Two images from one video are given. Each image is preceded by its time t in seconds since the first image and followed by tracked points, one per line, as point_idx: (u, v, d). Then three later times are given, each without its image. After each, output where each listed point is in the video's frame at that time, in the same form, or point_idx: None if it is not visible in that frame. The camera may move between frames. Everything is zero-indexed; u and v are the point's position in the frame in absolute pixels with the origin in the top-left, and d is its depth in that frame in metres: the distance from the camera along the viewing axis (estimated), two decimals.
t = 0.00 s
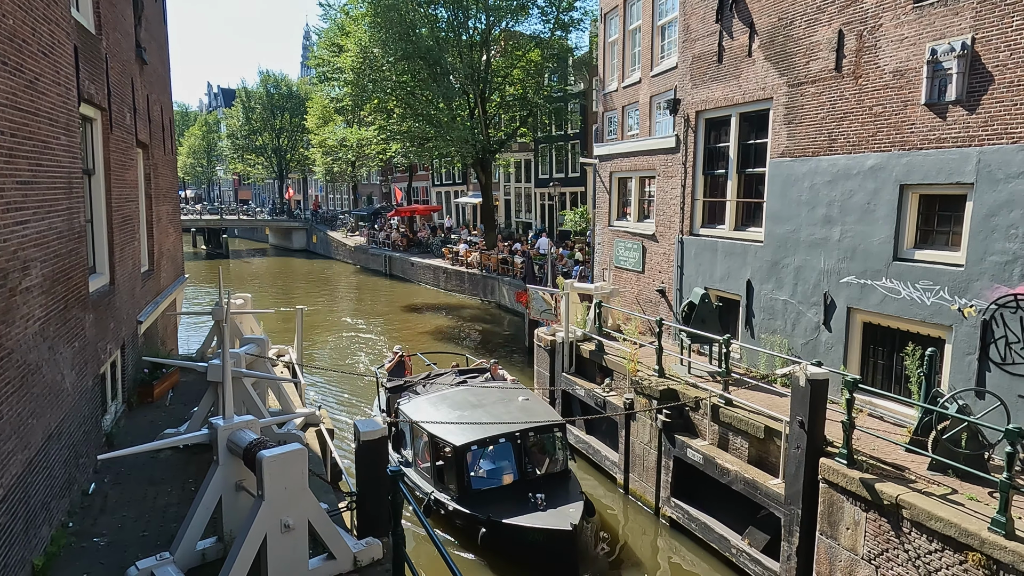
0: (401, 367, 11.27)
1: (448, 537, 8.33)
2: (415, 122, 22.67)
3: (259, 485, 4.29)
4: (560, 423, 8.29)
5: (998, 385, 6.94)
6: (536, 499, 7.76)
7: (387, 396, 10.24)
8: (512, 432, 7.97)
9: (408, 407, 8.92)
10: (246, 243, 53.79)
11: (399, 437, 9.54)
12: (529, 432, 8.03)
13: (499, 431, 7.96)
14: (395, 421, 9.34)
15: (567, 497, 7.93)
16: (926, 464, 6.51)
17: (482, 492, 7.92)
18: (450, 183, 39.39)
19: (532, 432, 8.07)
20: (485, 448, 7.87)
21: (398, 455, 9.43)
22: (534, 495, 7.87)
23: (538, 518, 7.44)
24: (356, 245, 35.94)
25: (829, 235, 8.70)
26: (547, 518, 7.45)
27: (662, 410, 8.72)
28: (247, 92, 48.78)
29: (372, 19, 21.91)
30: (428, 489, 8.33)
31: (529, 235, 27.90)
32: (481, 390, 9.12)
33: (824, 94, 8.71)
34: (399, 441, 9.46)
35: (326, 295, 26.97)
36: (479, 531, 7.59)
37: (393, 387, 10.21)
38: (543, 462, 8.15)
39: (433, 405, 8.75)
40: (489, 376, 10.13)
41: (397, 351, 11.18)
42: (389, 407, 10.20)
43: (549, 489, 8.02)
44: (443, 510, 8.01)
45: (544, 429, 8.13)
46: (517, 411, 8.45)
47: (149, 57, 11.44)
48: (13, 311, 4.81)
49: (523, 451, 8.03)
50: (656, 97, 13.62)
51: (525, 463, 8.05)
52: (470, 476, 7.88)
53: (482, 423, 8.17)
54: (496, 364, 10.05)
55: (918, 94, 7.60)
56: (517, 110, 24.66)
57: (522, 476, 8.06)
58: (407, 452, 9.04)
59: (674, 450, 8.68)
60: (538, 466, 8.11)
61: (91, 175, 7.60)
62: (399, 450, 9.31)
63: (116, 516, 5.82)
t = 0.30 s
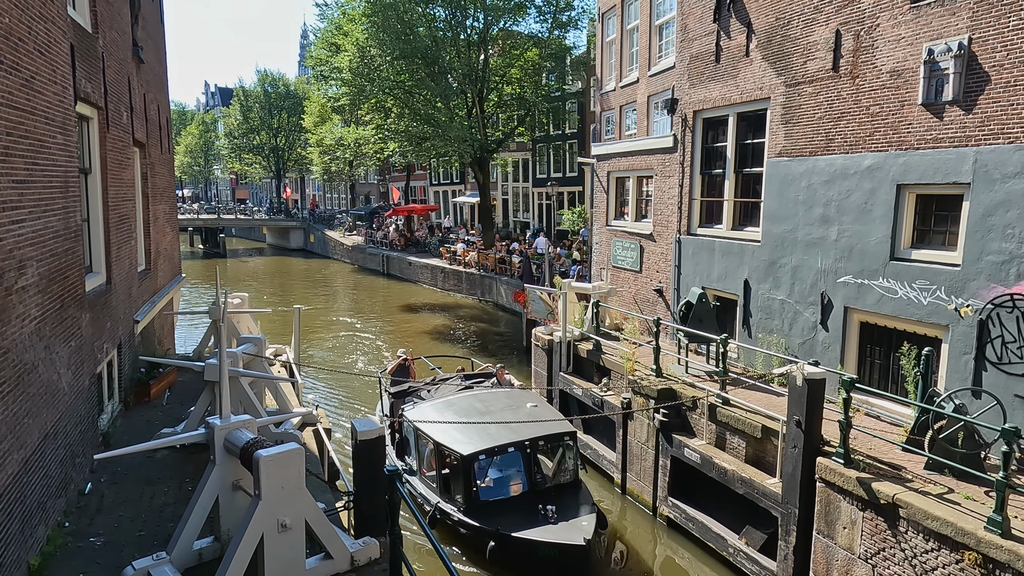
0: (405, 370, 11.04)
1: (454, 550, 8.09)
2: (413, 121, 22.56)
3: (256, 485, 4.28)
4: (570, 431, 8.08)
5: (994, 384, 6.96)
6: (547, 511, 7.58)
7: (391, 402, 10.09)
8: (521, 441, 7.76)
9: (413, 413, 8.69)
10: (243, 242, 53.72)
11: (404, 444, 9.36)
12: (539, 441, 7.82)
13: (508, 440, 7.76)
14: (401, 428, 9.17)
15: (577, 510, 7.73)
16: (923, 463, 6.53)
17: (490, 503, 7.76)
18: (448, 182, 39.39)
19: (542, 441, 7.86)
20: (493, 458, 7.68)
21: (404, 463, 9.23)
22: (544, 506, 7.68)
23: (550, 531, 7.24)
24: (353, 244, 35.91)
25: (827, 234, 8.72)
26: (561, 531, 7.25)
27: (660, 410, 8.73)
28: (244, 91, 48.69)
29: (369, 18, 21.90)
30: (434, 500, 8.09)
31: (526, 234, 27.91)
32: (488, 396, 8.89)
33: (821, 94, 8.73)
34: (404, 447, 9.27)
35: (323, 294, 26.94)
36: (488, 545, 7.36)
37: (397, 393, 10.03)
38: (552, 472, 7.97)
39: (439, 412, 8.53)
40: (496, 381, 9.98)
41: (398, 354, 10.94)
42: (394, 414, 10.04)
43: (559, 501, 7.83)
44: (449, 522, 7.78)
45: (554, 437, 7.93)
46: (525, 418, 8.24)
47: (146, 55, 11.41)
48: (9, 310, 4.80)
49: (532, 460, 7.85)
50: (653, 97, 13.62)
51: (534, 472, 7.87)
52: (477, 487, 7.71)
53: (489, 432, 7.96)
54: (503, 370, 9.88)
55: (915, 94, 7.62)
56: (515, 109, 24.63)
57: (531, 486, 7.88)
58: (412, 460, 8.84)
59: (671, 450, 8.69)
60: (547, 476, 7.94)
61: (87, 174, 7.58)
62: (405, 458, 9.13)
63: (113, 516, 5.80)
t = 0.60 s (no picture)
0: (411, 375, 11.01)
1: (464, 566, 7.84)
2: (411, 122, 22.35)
3: (254, 485, 4.27)
4: (585, 442, 7.81)
5: (992, 384, 6.97)
6: (561, 526, 7.29)
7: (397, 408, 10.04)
8: (534, 453, 7.49)
9: (420, 423, 8.51)
10: (241, 242, 53.66)
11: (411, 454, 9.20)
12: (552, 452, 7.54)
13: (520, 452, 7.49)
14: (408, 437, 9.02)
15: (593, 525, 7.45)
16: (920, 462, 6.54)
17: (502, 517, 7.48)
18: (446, 182, 39.41)
19: (555, 452, 7.58)
20: (505, 470, 7.43)
21: (410, 473, 9.06)
22: (558, 522, 7.39)
23: (564, 549, 6.96)
24: (351, 245, 35.89)
25: (824, 235, 8.73)
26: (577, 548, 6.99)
27: (658, 410, 8.74)
28: (242, 91, 48.65)
29: (367, 18, 21.91)
30: (444, 513, 7.91)
31: (525, 234, 27.93)
32: (497, 404, 8.72)
33: (819, 95, 8.74)
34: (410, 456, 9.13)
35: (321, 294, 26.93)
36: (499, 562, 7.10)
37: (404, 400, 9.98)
38: (566, 484, 7.66)
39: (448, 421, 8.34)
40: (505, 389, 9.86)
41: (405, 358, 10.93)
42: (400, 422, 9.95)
43: (573, 515, 7.53)
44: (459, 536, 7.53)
45: (567, 448, 7.66)
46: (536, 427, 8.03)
47: (143, 55, 11.39)
48: (6, 310, 4.78)
49: (545, 473, 7.55)
50: (651, 97, 13.63)
51: (547, 485, 7.58)
52: (487, 501, 7.45)
53: (500, 442, 7.71)
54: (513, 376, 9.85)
55: (913, 94, 7.63)
56: (513, 109, 24.62)
57: (544, 499, 7.57)
58: (420, 471, 8.69)
59: (669, 450, 8.70)
60: (560, 488, 7.63)
61: (85, 174, 7.56)
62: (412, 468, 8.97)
63: (110, 516, 5.80)
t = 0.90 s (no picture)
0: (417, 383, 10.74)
1: None
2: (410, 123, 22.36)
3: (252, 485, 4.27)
4: (598, 453, 7.56)
5: (990, 383, 6.99)
6: (575, 541, 7.04)
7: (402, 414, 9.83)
8: (547, 464, 7.23)
9: (427, 431, 8.28)
10: (240, 242, 53.64)
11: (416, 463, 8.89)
12: (565, 463, 7.30)
13: (532, 463, 7.22)
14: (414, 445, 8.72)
15: (606, 540, 7.17)
16: (918, 462, 6.55)
17: (514, 531, 7.20)
18: (444, 182, 39.42)
19: (569, 463, 7.34)
20: (516, 483, 7.15)
21: (416, 483, 8.74)
22: (572, 537, 7.13)
23: (580, 567, 6.71)
24: (350, 245, 35.86)
25: (823, 235, 8.73)
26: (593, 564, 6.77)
27: (656, 410, 8.74)
28: (240, 91, 48.57)
29: (366, 18, 21.89)
30: (452, 526, 7.61)
31: (524, 234, 27.94)
32: (507, 412, 8.54)
33: (817, 95, 8.75)
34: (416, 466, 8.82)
35: (320, 294, 26.92)
36: None
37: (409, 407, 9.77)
38: (579, 497, 7.43)
39: (456, 430, 8.09)
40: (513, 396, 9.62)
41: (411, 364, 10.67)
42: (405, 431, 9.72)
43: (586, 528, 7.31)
44: (468, 550, 7.27)
45: (580, 459, 7.41)
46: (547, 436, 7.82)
47: (142, 55, 11.38)
48: (4, 310, 4.78)
49: (558, 485, 7.31)
50: (650, 97, 13.63)
51: (560, 498, 7.33)
52: (498, 513, 7.18)
53: (510, 453, 7.43)
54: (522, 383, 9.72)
55: (910, 94, 7.64)
56: (512, 109, 24.63)
57: (556, 512, 7.32)
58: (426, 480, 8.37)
59: (668, 449, 8.71)
60: (573, 501, 7.39)
61: (83, 175, 7.55)
62: (418, 477, 8.66)
63: (109, 516, 5.79)
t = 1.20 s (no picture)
0: (424, 389, 10.32)
1: None
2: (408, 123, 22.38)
3: (251, 485, 4.27)
4: (616, 466, 7.19)
5: (988, 383, 7.01)
6: (592, 559, 6.58)
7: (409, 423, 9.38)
8: (562, 478, 6.84)
9: (436, 442, 7.86)
10: (238, 242, 53.61)
11: (424, 474, 8.50)
12: (581, 477, 6.91)
13: (547, 477, 6.84)
14: (421, 455, 8.35)
15: (625, 560, 6.72)
16: (916, 461, 6.56)
17: (527, 549, 6.76)
18: (443, 182, 39.43)
19: (585, 477, 6.96)
20: (530, 497, 6.75)
21: (424, 494, 8.34)
22: (590, 554, 6.68)
23: None
24: (349, 245, 35.85)
25: (821, 234, 8.74)
26: None
27: (655, 409, 8.74)
28: (238, 91, 48.52)
29: (363, 18, 21.87)
30: (461, 542, 7.21)
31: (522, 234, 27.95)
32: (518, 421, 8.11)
33: (815, 95, 8.75)
34: (425, 479, 8.37)
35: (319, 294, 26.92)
36: None
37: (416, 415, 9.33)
38: (595, 513, 7.01)
39: (466, 441, 7.69)
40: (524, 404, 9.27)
41: (418, 369, 10.31)
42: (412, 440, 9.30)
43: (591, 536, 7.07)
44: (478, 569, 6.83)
45: (598, 473, 7.03)
46: (561, 448, 7.39)
47: (140, 55, 11.36)
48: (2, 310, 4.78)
49: (574, 499, 6.91)
50: (648, 97, 13.63)
51: (576, 514, 6.92)
52: (510, 528, 6.75)
53: (523, 465, 7.02)
54: (533, 389, 9.38)
55: (908, 94, 7.65)
56: (510, 109, 24.64)
57: (571, 528, 6.89)
58: (434, 492, 7.97)
59: (666, 449, 8.72)
60: (589, 516, 6.97)
61: (81, 175, 7.53)
62: (425, 489, 8.27)
63: (107, 517, 5.80)
